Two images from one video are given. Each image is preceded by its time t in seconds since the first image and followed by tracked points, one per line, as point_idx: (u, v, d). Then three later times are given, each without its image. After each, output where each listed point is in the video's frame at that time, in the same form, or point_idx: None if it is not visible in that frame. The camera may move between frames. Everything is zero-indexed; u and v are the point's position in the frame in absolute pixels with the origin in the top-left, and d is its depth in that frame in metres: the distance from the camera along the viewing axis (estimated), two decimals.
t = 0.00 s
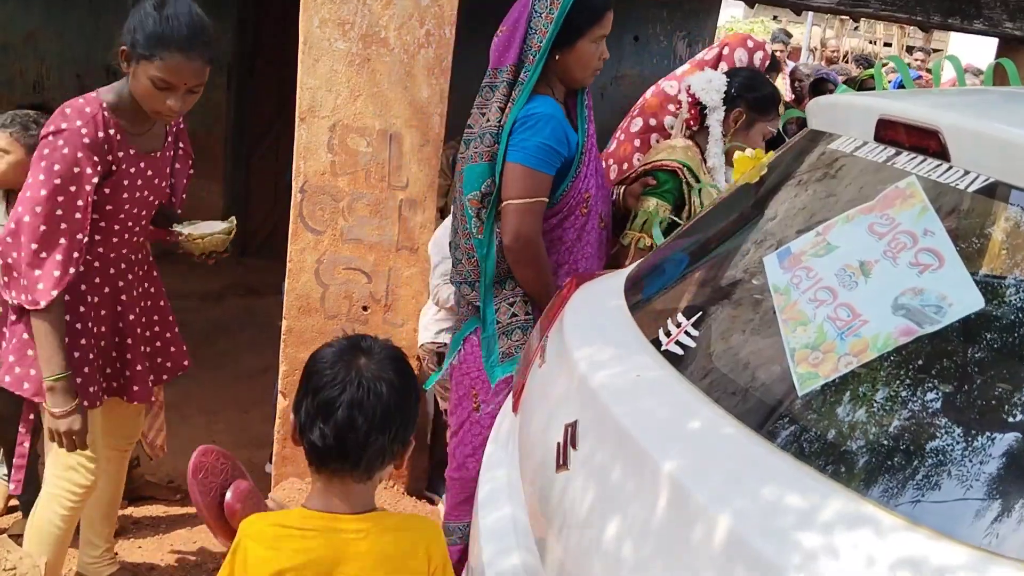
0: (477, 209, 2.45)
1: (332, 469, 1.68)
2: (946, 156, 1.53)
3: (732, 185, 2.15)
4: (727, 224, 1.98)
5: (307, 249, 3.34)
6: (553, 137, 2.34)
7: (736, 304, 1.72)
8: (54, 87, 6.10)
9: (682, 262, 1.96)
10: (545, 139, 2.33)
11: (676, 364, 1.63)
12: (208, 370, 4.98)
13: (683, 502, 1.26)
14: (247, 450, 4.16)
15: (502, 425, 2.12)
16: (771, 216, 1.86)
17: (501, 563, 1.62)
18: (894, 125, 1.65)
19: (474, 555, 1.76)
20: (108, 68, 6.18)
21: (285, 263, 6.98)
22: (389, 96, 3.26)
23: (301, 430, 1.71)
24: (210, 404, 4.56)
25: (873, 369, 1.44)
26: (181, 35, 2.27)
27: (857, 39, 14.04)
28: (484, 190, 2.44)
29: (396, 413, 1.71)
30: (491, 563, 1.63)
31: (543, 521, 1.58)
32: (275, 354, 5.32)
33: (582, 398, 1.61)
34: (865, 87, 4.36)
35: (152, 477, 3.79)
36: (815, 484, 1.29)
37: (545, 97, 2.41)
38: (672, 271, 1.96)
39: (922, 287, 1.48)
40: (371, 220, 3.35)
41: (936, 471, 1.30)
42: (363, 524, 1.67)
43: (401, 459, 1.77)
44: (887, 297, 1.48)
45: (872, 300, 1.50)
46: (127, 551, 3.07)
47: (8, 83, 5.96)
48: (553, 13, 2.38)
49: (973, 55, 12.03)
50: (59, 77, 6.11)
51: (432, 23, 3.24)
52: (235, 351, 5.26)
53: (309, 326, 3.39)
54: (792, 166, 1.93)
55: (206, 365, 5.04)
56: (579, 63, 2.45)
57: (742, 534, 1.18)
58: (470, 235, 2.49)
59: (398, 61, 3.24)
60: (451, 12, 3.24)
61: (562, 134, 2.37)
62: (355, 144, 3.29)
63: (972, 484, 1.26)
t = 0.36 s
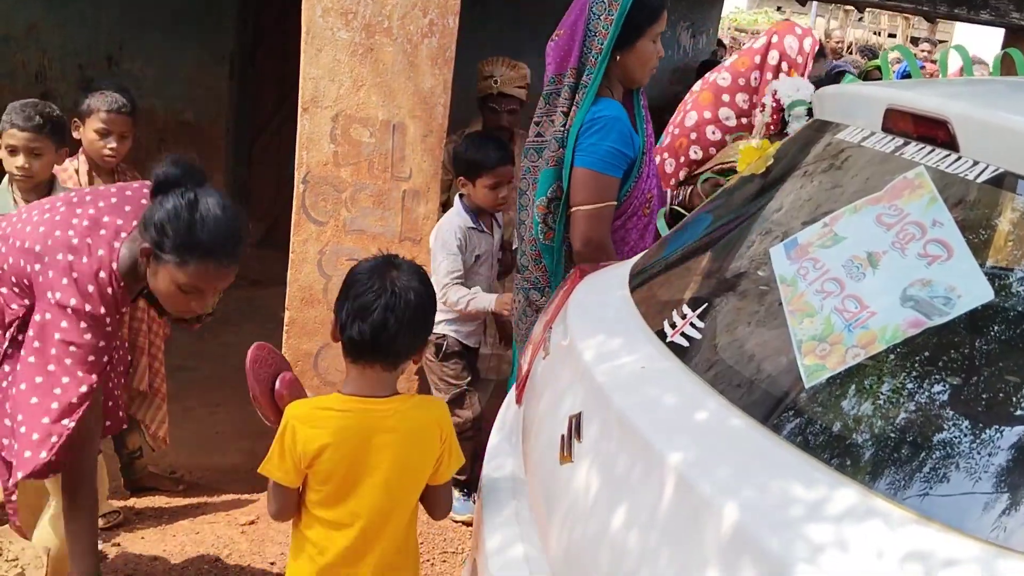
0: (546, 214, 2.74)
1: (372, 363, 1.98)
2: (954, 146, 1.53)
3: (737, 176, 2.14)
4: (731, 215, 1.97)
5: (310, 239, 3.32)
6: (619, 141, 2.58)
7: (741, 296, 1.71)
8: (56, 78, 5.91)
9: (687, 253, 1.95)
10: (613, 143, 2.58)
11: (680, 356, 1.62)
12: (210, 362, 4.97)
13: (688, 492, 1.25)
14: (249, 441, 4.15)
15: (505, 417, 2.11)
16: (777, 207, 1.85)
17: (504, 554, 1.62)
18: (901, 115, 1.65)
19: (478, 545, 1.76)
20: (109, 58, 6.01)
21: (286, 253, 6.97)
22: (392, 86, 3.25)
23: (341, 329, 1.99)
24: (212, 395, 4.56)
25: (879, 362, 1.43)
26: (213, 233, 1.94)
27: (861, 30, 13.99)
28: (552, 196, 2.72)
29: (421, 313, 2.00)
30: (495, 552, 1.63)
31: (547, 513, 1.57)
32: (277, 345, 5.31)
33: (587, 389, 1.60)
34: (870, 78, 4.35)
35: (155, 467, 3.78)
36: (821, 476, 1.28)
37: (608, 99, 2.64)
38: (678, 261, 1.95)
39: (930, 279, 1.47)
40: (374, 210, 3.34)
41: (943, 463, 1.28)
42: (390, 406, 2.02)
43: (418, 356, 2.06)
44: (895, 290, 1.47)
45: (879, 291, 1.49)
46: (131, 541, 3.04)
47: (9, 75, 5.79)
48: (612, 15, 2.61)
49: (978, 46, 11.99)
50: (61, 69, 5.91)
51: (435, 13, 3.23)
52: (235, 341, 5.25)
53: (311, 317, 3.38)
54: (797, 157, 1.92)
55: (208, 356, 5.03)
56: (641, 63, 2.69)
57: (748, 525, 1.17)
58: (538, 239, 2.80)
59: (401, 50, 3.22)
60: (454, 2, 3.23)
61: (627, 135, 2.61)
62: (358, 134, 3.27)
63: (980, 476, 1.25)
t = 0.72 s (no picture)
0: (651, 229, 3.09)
1: (352, 291, 2.35)
2: (961, 140, 1.52)
3: (741, 169, 2.13)
4: (736, 208, 1.96)
5: (312, 232, 3.31)
6: (726, 163, 2.88)
7: (745, 290, 1.70)
8: (58, 72, 6.03)
9: (692, 246, 1.95)
10: (722, 165, 2.88)
11: (685, 350, 1.62)
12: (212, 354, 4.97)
13: (692, 488, 1.25)
14: (252, 434, 4.15)
15: (508, 412, 2.10)
16: (781, 200, 1.84)
17: (507, 547, 1.61)
18: (907, 108, 1.64)
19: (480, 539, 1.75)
20: (110, 50, 6.12)
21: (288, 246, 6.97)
22: (395, 79, 3.24)
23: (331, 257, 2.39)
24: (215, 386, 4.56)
25: (884, 357, 1.42)
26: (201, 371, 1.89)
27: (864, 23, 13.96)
28: (657, 212, 3.07)
29: (394, 252, 2.34)
30: (498, 547, 1.62)
31: (550, 508, 1.57)
32: (280, 338, 5.31)
33: (590, 385, 1.59)
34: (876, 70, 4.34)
35: (157, 460, 3.78)
36: (825, 471, 1.27)
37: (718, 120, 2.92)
38: (683, 255, 1.94)
39: (936, 273, 1.45)
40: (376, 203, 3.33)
41: (948, 459, 1.27)
42: (371, 335, 2.37)
43: (399, 287, 2.38)
44: (901, 284, 1.46)
45: (885, 285, 1.48)
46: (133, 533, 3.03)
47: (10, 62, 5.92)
48: (728, 35, 2.84)
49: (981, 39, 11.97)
50: (62, 63, 6.04)
51: (438, 5, 3.21)
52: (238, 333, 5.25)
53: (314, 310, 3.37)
54: (801, 151, 1.91)
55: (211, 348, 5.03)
56: (750, 81, 2.95)
57: (753, 522, 1.16)
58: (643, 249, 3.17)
59: (404, 43, 3.21)
60: None
61: (734, 155, 2.89)
62: (361, 127, 3.26)
63: (985, 472, 1.24)
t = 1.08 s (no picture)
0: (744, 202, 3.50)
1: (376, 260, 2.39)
2: (962, 134, 1.52)
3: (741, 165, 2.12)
4: (735, 204, 1.96)
5: (313, 227, 3.31)
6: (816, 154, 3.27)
7: (745, 286, 1.69)
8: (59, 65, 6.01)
9: (691, 242, 1.94)
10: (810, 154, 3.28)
11: (685, 346, 1.61)
12: (213, 348, 4.97)
13: (691, 485, 1.24)
14: (252, 429, 4.14)
15: (508, 406, 2.10)
16: (781, 195, 1.84)
17: (506, 542, 1.61)
18: (908, 103, 1.64)
19: (479, 534, 1.75)
20: (110, 44, 6.00)
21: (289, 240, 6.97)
22: (395, 73, 3.23)
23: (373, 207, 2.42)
24: (215, 381, 4.56)
25: (883, 353, 1.41)
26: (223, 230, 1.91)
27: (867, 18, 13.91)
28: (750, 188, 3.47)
29: (417, 223, 2.34)
30: (497, 541, 1.62)
31: (549, 504, 1.57)
32: (281, 332, 5.31)
33: (589, 381, 1.59)
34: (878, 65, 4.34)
35: (158, 455, 3.77)
36: (824, 468, 1.27)
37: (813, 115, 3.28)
38: (682, 250, 1.94)
39: (937, 269, 1.45)
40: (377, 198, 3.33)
41: (947, 456, 1.27)
42: (392, 295, 2.40)
43: (413, 256, 2.35)
44: (902, 280, 1.46)
45: (885, 280, 1.47)
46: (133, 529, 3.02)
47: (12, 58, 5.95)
48: (829, 36, 3.24)
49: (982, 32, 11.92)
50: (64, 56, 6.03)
51: None
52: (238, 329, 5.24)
53: (315, 305, 3.37)
54: (801, 147, 1.91)
55: (212, 343, 5.03)
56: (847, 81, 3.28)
57: (751, 519, 1.15)
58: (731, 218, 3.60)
59: (404, 37, 3.20)
60: None
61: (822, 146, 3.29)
62: (361, 122, 3.26)
63: (984, 469, 1.23)
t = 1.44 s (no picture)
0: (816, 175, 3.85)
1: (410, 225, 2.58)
2: (961, 130, 1.51)
3: (742, 160, 2.11)
4: (734, 199, 1.96)
5: (312, 222, 3.32)
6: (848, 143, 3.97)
7: (745, 281, 1.69)
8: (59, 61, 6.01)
9: (690, 238, 1.94)
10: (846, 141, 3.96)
11: (684, 341, 1.61)
12: (215, 343, 4.97)
13: (689, 481, 1.24)
14: (252, 424, 4.14)
15: (507, 400, 2.10)
16: (781, 190, 1.83)
17: (505, 537, 1.61)
18: (908, 99, 1.64)
19: (478, 528, 1.75)
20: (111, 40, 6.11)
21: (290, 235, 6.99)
22: (394, 68, 3.22)
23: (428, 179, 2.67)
24: (217, 375, 4.58)
25: (882, 349, 1.41)
26: (171, 47, 2.10)
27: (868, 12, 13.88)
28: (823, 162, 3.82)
29: (446, 200, 2.54)
30: (496, 536, 1.62)
31: (547, 499, 1.57)
32: (281, 327, 5.31)
33: (587, 377, 1.59)
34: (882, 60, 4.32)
35: (158, 450, 3.77)
36: (822, 464, 1.27)
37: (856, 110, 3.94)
38: (682, 246, 1.94)
39: (936, 265, 1.45)
40: (377, 193, 3.32)
41: (945, 452, 1.27)
42: (420, 263, 2.57)
43: (441, 231, 2.54)
44: (900, 275, 1.46)
45: (884, 277, 1.47)
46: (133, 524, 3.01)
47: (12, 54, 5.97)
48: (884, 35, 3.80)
49: (984, 26, 11.88)
50: (63, 51, 6.03)
51: None
52: (238, 324, 5.24)
53: (315, 300, 3.38)
54: (801, 142, 1.90)
55: (213, 337, 5.04)
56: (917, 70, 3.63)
57: (749, 515, 1.15)
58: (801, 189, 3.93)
59: (403, 32, 3.19)
60: None
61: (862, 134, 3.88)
62: (361, 117, 3.26)
63: (983, 465, 1.23)
